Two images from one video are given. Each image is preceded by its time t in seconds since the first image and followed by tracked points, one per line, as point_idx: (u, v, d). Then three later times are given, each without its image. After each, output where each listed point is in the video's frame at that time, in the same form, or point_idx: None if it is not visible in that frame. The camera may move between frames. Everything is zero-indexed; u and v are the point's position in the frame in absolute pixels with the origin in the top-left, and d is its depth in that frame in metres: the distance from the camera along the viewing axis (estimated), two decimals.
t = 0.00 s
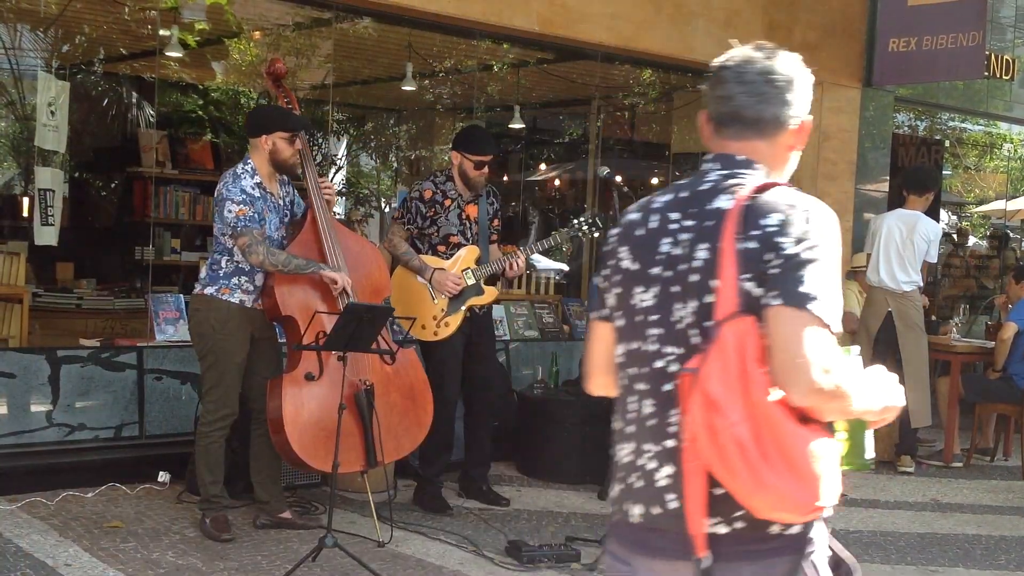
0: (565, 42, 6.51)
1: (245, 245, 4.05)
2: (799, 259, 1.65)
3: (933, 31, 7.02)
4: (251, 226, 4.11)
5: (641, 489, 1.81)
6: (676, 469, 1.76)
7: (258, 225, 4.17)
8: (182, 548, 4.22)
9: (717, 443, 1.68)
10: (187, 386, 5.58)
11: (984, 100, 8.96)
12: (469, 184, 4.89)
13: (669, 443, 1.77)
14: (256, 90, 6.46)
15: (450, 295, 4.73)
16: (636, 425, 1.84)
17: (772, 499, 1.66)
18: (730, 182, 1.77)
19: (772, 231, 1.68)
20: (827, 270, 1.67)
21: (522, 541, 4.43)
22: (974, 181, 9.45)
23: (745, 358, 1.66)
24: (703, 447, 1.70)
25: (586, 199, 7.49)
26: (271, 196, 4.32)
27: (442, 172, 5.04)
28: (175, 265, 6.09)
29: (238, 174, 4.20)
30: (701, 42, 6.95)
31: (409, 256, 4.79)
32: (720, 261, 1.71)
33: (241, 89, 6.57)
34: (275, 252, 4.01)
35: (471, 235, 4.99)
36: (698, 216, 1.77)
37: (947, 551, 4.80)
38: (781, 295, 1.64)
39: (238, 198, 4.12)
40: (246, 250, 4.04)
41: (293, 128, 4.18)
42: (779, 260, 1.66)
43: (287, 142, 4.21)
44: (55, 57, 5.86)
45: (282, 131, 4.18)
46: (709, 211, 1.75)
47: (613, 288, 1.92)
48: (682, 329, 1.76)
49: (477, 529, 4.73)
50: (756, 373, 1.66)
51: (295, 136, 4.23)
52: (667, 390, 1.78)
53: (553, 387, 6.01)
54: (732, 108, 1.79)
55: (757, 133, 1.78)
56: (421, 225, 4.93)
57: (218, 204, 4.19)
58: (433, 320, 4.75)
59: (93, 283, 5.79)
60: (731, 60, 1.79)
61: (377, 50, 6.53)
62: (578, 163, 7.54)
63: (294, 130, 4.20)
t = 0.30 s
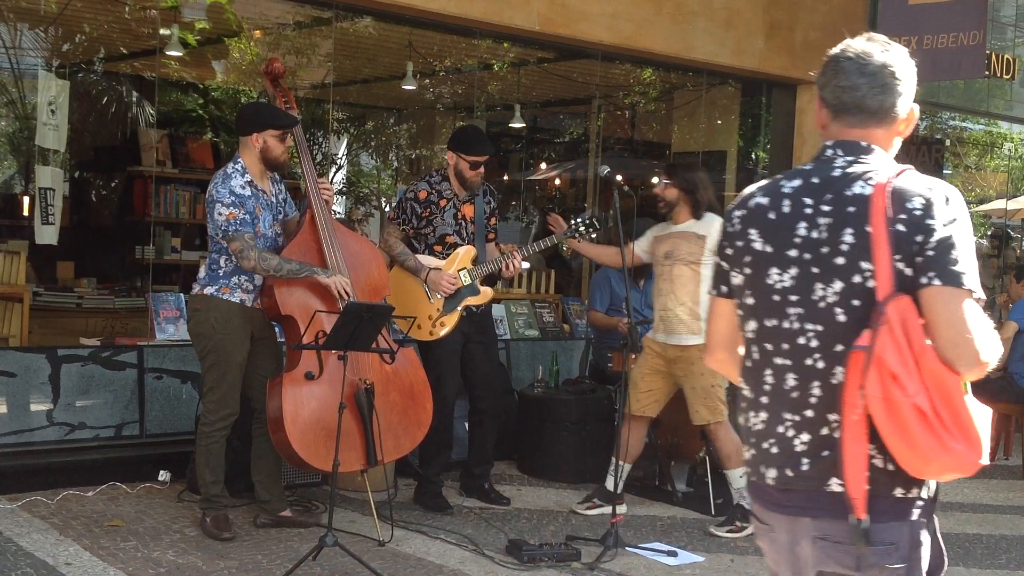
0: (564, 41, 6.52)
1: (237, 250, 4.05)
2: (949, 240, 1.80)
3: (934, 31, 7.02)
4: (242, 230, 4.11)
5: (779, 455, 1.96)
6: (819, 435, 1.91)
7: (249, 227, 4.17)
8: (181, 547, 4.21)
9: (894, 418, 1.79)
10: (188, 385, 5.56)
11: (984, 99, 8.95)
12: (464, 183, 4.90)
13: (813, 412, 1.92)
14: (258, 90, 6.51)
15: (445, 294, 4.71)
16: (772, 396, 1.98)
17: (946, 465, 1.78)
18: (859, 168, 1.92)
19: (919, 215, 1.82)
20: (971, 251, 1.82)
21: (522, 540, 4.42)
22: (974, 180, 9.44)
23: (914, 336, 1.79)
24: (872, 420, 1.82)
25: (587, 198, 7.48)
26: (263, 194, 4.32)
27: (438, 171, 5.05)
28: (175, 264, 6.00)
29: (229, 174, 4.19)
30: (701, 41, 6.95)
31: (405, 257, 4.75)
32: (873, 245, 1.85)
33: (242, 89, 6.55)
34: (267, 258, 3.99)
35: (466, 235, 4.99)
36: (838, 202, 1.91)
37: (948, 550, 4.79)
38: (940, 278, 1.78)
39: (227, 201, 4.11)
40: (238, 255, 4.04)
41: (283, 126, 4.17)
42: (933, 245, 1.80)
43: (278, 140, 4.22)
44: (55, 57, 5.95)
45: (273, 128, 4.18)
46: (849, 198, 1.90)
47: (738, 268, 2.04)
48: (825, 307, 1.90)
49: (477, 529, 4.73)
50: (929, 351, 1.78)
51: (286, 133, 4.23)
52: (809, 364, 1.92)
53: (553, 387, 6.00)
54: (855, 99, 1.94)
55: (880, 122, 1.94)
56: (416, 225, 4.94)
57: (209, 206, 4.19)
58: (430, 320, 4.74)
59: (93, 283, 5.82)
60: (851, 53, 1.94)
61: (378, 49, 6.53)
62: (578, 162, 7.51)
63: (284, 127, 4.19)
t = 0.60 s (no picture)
0: (564, 41, 6.52)
1: (233, 248, 4.05)
2: (1017, 255, 1.97)
3: (934, 31, 7.02)
4: (238, 228, 4.11)
5: (873, 455, 2.15)
6: (909, 435, 2.10)
7: (245, 226, 4.17)
8: (181, 546, 4.21)
9: (968, 417, 1.95)
10: (187, 384, 5.57)
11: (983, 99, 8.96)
12: (466, 184, 4.90)
13: (902, 414, 2.11)
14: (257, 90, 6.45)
15: (446, 293, 4.70)
16: (866, 403, 2.16)
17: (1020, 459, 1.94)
18: (935, 195, 2.11)
19: (990, 234, 2.00)
20: None
21: (522, 540, 4.42)
22: (974, 180, 9.44)
23: (986, 344, 1.95)
24: (950, 421, 1.98)
25: (586, 197, 7.47)
26: (258, 193, 4.32)
27: (439, 172, 5.06)
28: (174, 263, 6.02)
29: (223, 173, 4.19)
30: (701, 41, 6.95)
31: (406, 257, 4.78)
32: (952, 263, 2.03)
33: (241, 87, 6.53)
34: (263, 256, 3.99)
35: (467, 235, 4.99)
36: (917, 226, 2.09)
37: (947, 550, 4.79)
38: (1007, 289, 1.95)
39: (222, 199, 4.12)
40: (234, 254, 4.04)
41: (280, 127, 4.17)
42: (1001, 260, 1.98)
43: (275, 142, 4.21)
44: (55, 55, 5.87)
45: (270, 130, 4.18)
46: (928, 221, 2.08)
47: (829, 288, 2.23)
48: (909, 319, 2.09)
49: (476, 528, 4.73)
50: (999, 356, 1.94)
51: (284, 135, 4.23)
52: (897, 371, 2.11)
53: (553, 387, 6.00)
54: (929, 131, 2.11)
55: (954, 152, 2.11)
56: (417, 226, 4.95)
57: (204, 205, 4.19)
58: (431, 320, 4.74)
59: (93, 281, 5.82)
60: (923, 94, 2.12)
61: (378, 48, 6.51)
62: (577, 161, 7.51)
63: (282, 129, 4.19)
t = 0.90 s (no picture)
0: (564, 40, 6.51)
1: (234, 247, 4.05)
2: None
3: (934, 29, 7.02)
4: (237, 227, 4.11)
5: (947, 432, 2.26)
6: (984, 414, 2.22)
7: (244, 224, 4.18)
8: (180, 546, 4.21)
9: None
10: (186, 383, 5.57)
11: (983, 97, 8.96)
12: (477, 183, 4.91)
13: (975, 394, 2.23)
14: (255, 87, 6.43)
15: (450, 290, 4.68)
16: (937, 383, 2.28)
17: None
18: (999, 189, 2.25)
19: None
20: None
21: (522, 539, 4.42)
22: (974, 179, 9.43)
23: None
24: None
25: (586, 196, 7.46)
26: (257, 192, 4.32)
27: (449, 169, 5.06)
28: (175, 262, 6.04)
29: (222, 171, 4.19)
30: (701, 40, 6.95)
31: (412, 252, 4.79)
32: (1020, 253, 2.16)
33: (241, 86, 6.54)
34: (264, 254, 3.98)
35: (475, 233, 4.99)
36: (984, 219, 2.22)
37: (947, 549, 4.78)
38: None
39: (221, 198, 4.12)
40: (234, 252, 4.04)
41: (279, 126, 4.17)
42: None
43: (274, 140, 4.22)
44: (55, 54, 5.86)
45: (268, 128, 4.18)
46: (994, 214, 2.21)
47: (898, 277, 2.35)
48: (978, 306, 2.21)
49: (476, 527, 4.73)
50: None
51: (282, 133, 4.23)
52: (967, 354, 2.23)
53: (552, 386, 6.00)
54: (994, 130, 2.28)
55: (1017, 151, 2.29)
56: (425, 221, 4.95)
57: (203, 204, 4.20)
58: (434, 317, 4.72)
59: (92, 280, 5.80)
60: (989, 97, 2.29)
61: (377, 47, 6.51)
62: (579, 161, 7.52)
63: (282, 128, 4.19)
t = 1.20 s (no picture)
0: (563, 39, 6.50)
1: (234, 245, 4.05)
2: None
3: (933, 28, 7.02)
4: (237, 225, 4.11)
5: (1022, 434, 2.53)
6: None
7: (244, 223, 4.18)
8: (179, 545, 4.21)
9: None
10: (185, 382, 5.57)
11: (983, 96, 8.95)
12: (490, 184, 4.88)
13: None
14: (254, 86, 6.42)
15: (456, 290, 4.68)
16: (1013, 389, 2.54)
17: None
18: None
19: None
20: None
21: (521, 538, 4.42)
22: (973, 178, 9.43)
23: None
24: None
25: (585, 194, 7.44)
26: (257, 191, 4.32)
27: (463, 169, 5.05)
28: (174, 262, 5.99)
29: (221, 170, 4.19)
30: (699, 39, 6.95)
31: (423, 250, 4.81)
32: None
33: (240, 85, 6.53)
34: (264, 253, 3.99)
35: (486, 234, 4.98)
36: None
37: (946, 549, 4.78)
38: None
39: (221, 196, 4.12)
40: (235, 250, 4.04)
41: (277, 124, 4.16)
42: None
43: (272, 138, 4.21)
44: (53, 53, 5.90)
45: (266, 126, 4.17)
46: None
47: (979, 293, 2.62)
48: None
49: (475, 526, 4.73)
50: None
51: (280, 131, 4.22)
52: None
53: (552, 385, 5.99)
54: None
55: None
56: (437, 220, 4.94)
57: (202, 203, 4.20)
58: (440, 315, 4.73)
59: (91, 279, 5.79)
60: None
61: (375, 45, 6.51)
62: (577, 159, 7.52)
63: (280, 127, 4.19)
